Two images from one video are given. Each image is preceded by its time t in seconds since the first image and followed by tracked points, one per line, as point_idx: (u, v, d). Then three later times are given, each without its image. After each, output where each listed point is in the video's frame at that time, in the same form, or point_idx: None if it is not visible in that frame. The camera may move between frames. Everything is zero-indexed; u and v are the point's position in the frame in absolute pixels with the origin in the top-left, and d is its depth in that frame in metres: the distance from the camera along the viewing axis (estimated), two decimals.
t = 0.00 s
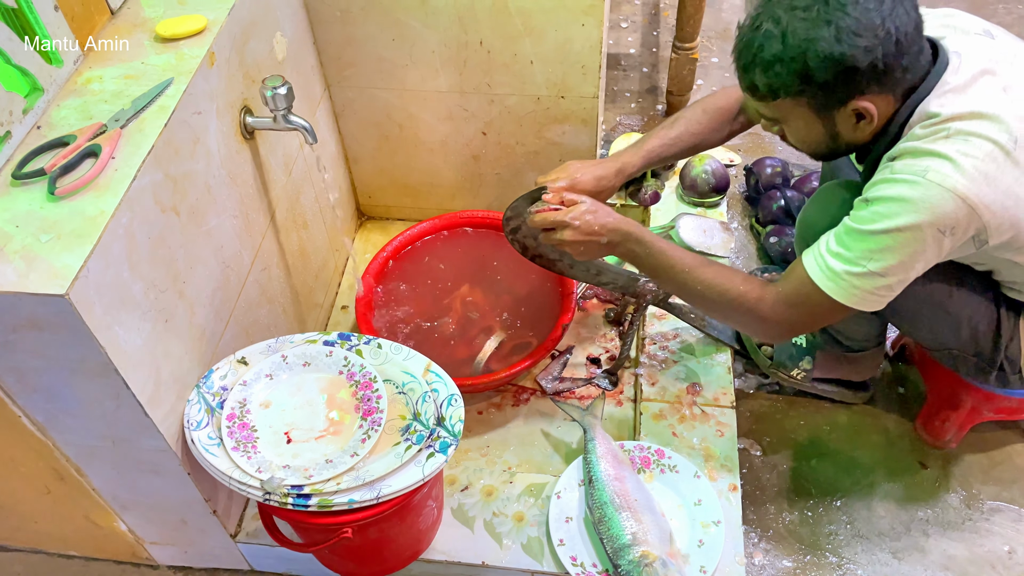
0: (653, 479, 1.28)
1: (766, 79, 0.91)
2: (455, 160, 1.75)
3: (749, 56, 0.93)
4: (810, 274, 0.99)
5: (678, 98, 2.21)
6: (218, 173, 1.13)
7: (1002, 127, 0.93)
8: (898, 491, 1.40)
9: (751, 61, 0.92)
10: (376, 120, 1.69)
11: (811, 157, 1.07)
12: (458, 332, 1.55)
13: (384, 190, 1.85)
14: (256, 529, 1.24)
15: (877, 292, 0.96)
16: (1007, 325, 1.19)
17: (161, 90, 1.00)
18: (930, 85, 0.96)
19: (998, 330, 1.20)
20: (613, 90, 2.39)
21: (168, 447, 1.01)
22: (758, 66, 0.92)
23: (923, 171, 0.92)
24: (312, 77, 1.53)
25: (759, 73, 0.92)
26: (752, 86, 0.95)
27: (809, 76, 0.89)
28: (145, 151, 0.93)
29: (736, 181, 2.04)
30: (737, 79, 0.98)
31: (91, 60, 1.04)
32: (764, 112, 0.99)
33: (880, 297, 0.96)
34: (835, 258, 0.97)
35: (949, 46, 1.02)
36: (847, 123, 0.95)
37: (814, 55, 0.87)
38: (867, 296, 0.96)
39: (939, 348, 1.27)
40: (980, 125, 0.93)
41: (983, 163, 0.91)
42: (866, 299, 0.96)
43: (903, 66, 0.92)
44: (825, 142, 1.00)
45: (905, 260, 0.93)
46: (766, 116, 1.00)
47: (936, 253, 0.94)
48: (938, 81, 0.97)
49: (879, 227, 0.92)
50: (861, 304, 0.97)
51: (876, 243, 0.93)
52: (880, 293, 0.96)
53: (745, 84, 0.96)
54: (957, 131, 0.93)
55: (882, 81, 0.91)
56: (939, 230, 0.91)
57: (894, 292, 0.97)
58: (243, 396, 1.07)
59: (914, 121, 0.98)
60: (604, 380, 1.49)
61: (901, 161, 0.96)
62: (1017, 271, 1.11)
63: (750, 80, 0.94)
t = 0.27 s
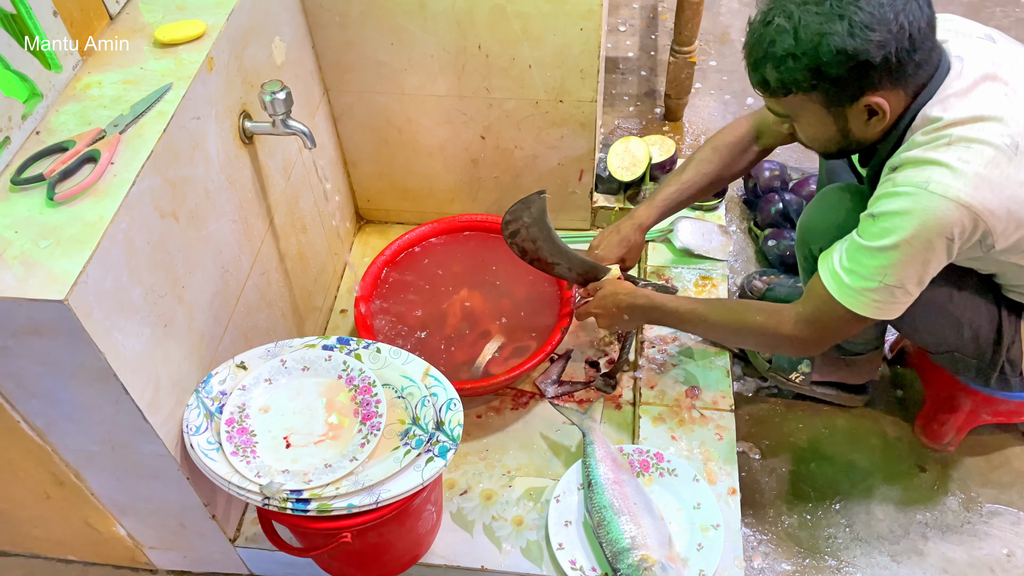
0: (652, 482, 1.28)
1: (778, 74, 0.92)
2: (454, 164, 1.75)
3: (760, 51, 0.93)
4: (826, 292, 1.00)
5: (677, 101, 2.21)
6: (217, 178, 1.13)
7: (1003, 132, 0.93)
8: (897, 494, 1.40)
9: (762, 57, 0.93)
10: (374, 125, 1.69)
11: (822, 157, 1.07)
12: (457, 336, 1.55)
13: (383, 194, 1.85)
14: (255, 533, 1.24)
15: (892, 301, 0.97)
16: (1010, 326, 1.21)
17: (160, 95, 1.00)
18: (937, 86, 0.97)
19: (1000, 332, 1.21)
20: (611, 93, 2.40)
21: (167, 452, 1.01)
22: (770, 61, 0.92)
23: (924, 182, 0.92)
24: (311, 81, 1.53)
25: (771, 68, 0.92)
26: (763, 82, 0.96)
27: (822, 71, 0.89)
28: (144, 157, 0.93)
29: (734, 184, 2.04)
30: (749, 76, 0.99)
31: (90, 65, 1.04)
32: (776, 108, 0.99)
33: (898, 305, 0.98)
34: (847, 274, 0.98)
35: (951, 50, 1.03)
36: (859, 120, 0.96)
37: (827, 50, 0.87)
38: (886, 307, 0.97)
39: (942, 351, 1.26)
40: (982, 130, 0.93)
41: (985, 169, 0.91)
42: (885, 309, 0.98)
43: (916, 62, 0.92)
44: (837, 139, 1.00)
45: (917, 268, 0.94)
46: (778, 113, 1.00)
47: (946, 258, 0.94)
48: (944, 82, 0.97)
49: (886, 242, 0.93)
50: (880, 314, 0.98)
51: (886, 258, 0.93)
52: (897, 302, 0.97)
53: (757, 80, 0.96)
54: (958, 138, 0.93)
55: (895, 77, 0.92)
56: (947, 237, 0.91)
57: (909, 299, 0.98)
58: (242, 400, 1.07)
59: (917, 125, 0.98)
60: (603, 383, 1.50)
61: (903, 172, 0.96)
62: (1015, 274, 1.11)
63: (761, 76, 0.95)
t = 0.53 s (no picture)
0: (653, 484, 1.28)
1: (769, 77, 0.92)
2: (453, 166, 1.75)
3: (752, 55, 0.93)
4: (809, 281, 1.00)
5: (676, 102, 2.21)
6: (216, 180, 1.13)
7: (993, 130, 0.93)
8: (897, 495, 1.40)
9: (753, 61, 0.93)
10: (374, 127, 1.69)
11: (814, 160, 1.08)
12: (457, 338, 1.55)
13: (382, 196, 1.85)
14: (255, 536, 1.23)
15: (875, 296, 0.96)
16: (1006, 326, 1.20)
17: (160, 97, 1.00)
18: (926, 87, 0.97)
19: (997, 331, 1.20)
20: (610, 95, 2.40)
21: (167, 454, 1.01)
22: (761, 65, 0.92)
23: (913, 176, 0.92)
24: (310, 83, 1.53)
25: (762, 72, 0.92)
26: (755, 86, 0.96)
27: (812, 74, 0.89)
28: (143, 159, 0.93)
29: (733, 185, 2.04)
30: (741, 80, 0.99)
31: (89, 68, 1.04)
32: (766, 111, 0.99)
33: (880, 299, 0.97)
34: (832, 264, 0.98)
35: (943, 51, 1.03)
36: (850, 123, 0.96)
37: (817, 54, 0.87)
38: (866, 300, 0.97)
39: (938, 350, 1.27)
40: (972, 128, 0.93)
41: (974, 166, 0.91)
42: (865, 302, 0.97)
43: (905, 66, 0.92)
44: (827, 142, 1.00)
45: (901, 263, 0.93)
46: (770, 116, 1.00)
47: (933, 256, 0.94)
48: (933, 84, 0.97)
49: (872, 233, 0.93)
50: (860, 308, 0.98)
51: (871, 249, 0.93)
52: (879, 296, 0.97)
53: (748, 84, 0.96)
54: (948, 135, 0.93)
55: (885, 80, 0.92)
56: (934, 234, 0.91)
57: (892, 295, 0.97)
58: (242, 403, 1.07)
59: (907, 124, 0.98)
60: (603, 385, 1.50)
61: (893, 166, 0.96)
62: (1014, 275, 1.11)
63: (753, 80, 0.95)
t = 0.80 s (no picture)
0: (654, 483, 1.28)
1: (777, 65, 0.92)
2: (453, 166, 1.75)
3: (761, 41, 0.93)
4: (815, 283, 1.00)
5: (675, 103, 2.22)
6: (216, 180, 1.13)
7: (995, 126, 0.93)
8: (898, 494, 1.40)
9: (762, 47, 0.93)
10: (374, 127, 1.69)
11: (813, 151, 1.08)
12: (457, 338, 1.55)
13: (382, 196, 1.85)
14: (256, 537, 1.23)
15: (880, 295, 0.96)
16: (1007, 325, 1.20)
17: (160, 98, 1.01)
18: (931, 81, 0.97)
19: (998, 330, 1.20)
20: (610, 95, 2.40)
21: (168, 455, 1.01)
22: (770, 52, 0.92)
23: (914, 174, 0.92)
24: (310, 84, 1.53)
25: (770, 59, 0.92)
26: (762, 73, 0.95)
27: (822, 63, 0.89)
28: (144, 159, 0.93)
29: (733, 185, 2.04)
30: (746, 67, 0.98)
31: (89, 69, 1.04)
32: (772, 100, 0.99)
33: (885, 298, 0.97)
34: (836, 265, 0.98)
35: (944, 47, 1.03)
36: (854, 113, 0.96)
37: (827, 42, 0.87)
38: (872, 299, 0.97)
39: (940, 350, 1.27)
40: (973, 125, 0.93)
41: (975, 163, 0.91)
42: (871, 302, 0.97)
43: (913, 58, 0.92)
44: (830, 134, 1.00)
45: (905, 262, 0.93)
46: (773, 105, 1.00)
47: (936, 254, 0.94)
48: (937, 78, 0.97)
49: (875, 232, 0.93)
50: (866, 307, 0.98)
51: (874, 249, 0.93)
52: (885, 295, 0.97)
53: (755, 71, 0.96)
54: (950, 132, 0.93)
55: (892, 72, 0.92)
56: (937, 232, 0.91)
57: (898, 293, 0.97)
58: (243, 403, 1.07)
59: (909, 120, 0.98)
60: (604, 385, 1.50)
61: (894, 164, 0.96)
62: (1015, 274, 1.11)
63: (761, 67, 0.94)
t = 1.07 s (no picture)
0: (655, 482, 1.28)
1: (765, 73, 0.92)
2: (453, 166, 1.76)
3: (748, 49, 0.93)
4: (792, 268, 1.00)
5: (675, 102, 2.22)
6: (218, 181, 1.13)
7: (984, 126, 0.93)
8: (899, 492, 1.41)
9: (750, 56, 0.93)
10: (374, 127, 1.69)
11: (803, 157, 1.07)
12: (458, 337, 1.56)
13: (383, 196, 1.85)
14: (258, 536, 1.23)
15: (856, 286, 0.97)
16: (1006, 323, 1.20)
17: (161, 98, 1.01)
18: (918, 84, 0.98)
19: (997, 328, 1.20)
20: (610, 95, 2.40)
21: (170, 455, 1.01)
22: (757, 60, 0.92)
23: (904, 170, 0.92)
24: (310, 84, 1.53)
25: (758, 67, 0.92)
26: (749, 82, 0.95)
27: (808, 70, 0.89)
28: (145, 159, 0.93)
29: (733, 184, 2.05)
30: (735, 74, 0.98)
31: (90, 69, 1.04)
32: (761, 108, 0.99)
33: (860, 290, 0.97)
34: (816, 250, 0.98)
35: (933, 48, 1.03)
36: (842, 120, 0.96)
37: (814, 50, 0.87)
38: (846, 288, 0.97)
39: (938, 346, 1.27)
40: (962, 124, 0.93)
41: (963, 162, 0.92)
42: (845, 291, 0.97)
43: (898, 64, 0.93)
44: (820, 140, 1.00)
45: (885, 255, 0.94)
46: (762, 111, 1.00)
47: (919, 251, 0.94)
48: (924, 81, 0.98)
49: (860, 222, 0.93)
50: (840, 297, 0.98)
51: (857, 238, 0.94)
52: (860, 287, 0.97)
53: (743, 79, 0.96)
54: (940, 131, 0.93)
55: (878, 78, 0.92)
56: (922, 228, 0.92)
57: (874, 287, 0.97)
58: (245, 403, 1.07)
59: (898, 120, 0.98)
60: (604, 384, 1.50)
61: (884, 160, 0.96)
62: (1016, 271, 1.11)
63: (748, 75, 0.94)
